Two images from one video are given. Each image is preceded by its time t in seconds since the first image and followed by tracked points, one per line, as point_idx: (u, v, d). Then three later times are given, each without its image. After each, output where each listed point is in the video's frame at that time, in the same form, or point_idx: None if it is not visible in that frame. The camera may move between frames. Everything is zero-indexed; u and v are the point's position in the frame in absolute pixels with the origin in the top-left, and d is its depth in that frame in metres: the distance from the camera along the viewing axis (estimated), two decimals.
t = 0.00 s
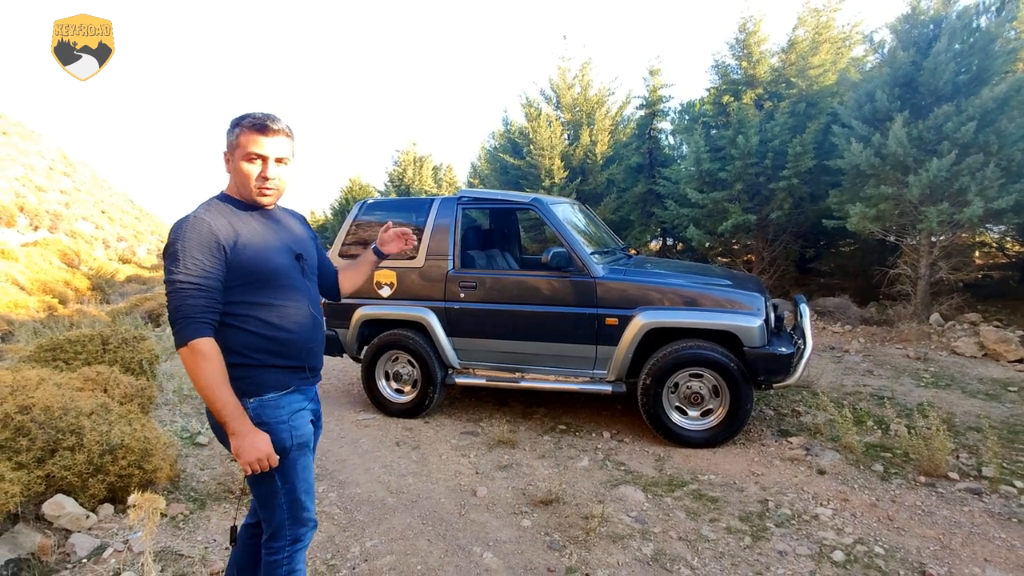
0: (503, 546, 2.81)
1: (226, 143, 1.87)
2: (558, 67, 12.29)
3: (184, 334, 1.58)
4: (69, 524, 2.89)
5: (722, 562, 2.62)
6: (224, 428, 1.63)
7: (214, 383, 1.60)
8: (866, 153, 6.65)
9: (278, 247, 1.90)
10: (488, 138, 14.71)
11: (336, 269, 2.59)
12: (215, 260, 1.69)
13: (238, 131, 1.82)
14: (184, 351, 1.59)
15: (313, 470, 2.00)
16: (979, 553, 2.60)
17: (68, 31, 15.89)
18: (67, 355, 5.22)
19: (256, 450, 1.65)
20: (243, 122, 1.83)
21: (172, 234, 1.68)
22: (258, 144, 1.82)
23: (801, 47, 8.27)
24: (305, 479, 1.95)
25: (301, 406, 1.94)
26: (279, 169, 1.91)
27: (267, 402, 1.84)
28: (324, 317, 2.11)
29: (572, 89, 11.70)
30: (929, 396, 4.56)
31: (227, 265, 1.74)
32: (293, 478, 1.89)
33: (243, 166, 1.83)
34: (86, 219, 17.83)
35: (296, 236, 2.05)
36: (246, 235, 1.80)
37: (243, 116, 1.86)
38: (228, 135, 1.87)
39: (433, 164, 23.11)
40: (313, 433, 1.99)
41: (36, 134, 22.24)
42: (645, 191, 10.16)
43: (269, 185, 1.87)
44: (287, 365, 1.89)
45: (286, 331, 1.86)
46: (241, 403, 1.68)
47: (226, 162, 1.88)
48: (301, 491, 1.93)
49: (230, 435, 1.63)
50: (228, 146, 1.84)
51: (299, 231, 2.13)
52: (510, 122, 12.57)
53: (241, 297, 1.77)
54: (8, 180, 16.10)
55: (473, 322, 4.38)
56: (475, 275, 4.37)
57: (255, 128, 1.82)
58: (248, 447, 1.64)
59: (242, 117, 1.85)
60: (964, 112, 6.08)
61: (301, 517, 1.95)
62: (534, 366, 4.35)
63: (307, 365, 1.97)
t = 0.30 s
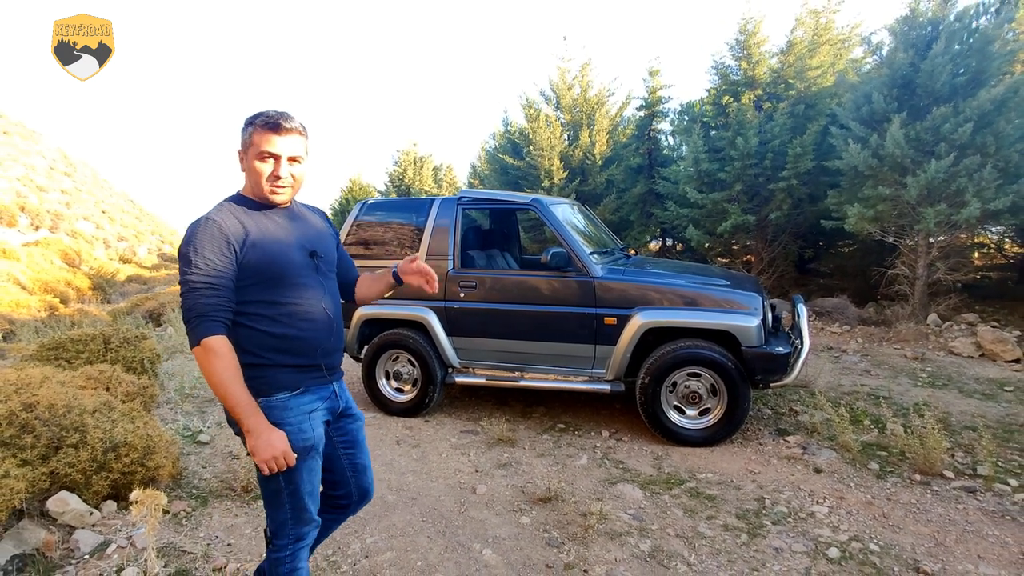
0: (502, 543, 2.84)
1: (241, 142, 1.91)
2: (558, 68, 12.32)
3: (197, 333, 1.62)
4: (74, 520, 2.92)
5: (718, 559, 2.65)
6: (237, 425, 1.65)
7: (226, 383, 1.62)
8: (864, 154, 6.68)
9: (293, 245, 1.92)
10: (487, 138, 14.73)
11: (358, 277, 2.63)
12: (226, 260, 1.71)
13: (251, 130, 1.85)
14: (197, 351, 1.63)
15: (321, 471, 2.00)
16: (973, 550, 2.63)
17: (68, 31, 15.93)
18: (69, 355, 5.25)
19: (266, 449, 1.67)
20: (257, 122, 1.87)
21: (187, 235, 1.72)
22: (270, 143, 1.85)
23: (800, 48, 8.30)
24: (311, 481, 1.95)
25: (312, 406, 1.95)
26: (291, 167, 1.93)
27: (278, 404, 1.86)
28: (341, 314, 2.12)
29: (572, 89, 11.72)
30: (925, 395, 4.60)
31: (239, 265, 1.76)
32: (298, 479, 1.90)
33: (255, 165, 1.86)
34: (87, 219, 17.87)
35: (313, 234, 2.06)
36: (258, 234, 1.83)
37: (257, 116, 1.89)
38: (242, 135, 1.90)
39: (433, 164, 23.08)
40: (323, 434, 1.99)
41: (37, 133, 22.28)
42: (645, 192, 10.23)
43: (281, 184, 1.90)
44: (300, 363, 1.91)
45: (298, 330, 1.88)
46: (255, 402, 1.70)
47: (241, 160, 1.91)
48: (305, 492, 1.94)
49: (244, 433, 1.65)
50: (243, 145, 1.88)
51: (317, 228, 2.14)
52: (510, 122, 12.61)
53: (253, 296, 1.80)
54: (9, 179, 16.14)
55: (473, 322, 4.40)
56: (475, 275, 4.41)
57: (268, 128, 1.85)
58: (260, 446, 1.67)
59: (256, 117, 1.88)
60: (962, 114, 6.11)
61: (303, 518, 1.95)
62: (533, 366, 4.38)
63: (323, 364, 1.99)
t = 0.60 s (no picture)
0: (504, 540, 2.87)
1: (251, 145, 1.97)
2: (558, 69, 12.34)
3: (206, 329, 1.69)
4: (79, 518, 2.96)
5: (717, 556, 2.68)
6: (242, 419, 1.69)
7: (232, 378, 1.67)
8: (863, 154, 6.71)
9: (302, 245, 1.94)
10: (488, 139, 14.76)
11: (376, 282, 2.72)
12: (233, 260, 1.76)
13: (260, 132, 1.91)
14: (206, 346, 1.69)
15: (332, 468, 2.01)
16: (969, 547, 2.65)
17: (68, 30, 15.96)
18: (72, 355, 5.28)
19: (270, 442, 1.70)
20: (265, 124, 1.93)
21: (200, 236, 1.79)
22: (279, 142, 1.90)
23: (800, 49, 8.33)
24: (320, 478, 1.96)
25: (319, 402, 1.95)
26: (301, 165, 1.98)
27: (286, 401, 1.89)
28: (354, 312, 2.13)
29: (572, 90, 11.74)
30: (924, 394, 4.62)
31: (248, 264, 1.81)
32: (306, 475, 1.92)
33: (267, 166, 1.92)
34: (88, 219, 17.91)
35: (327, 234, 2.08)
36: (268, 235, 1.87)
37: (265, 119, 1.95)
38: (253, 138, 1.97)
39: (433, 165, 23.10)
40: (332, 431, 1.99)
41: (38, 134, 22.33)
42: (645, 192, 10.26)
43: (293, 181, 1.94)
44: (308, 360, 1.94)
45: (305, 328, 1.91)
46: (259, 396, 1.73)
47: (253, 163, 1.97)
48: (314, 488, 1.95)
49: (248, 427, 1.69)
50: (254, 147, 1.94)
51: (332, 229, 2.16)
52: (510, 123, 12.64)
53: (262, 294, 1.85)
54: (11, 180, 16.20)
55: (475, 321, 4.43)
56: (476, 276, 4.44)
57: (276, 127, 1.90)
58: (264, 439, 1.69)
59: (264, 120, 1.94)
60: (960, 115, 6.14)
61: (313, 513, 1.97)
62: (534, 366, 4.41)
63: (333, 361, 2.01)
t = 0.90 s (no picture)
0: (507, 538, 2.90)
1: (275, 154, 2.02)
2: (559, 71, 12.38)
3: (223, 323, 1.74)
4: (87, 517, 2.98)
5: (719, 553, 2.70)
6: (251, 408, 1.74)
7: (244, 367, 1.72)
8: (863, 155, 6.74)
9: (320, 247, 1.98)
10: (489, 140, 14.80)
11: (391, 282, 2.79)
12: (254, 259, 1.81)
13: (284, 139, 1.97)
14: (224, 339, 1.74)
15: (347, 461, 2.06)
16: (969, 544, 2.68)
17: (68, 31, 16.03)
18: (77, 356, 5.32)
19: (278, 429, 1.73)
20: (289, 133, 1.98)
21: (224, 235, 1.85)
22: (301, 149, 1.95)
23: (800, 49, 8.36)
24: (333, 470, 2.00)
25: (334, 397, 1.99)
26: (322, 171, 2.01)
27: (301, 393, 1.93)
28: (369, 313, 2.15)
29: (573, 91, 11.78)
30: (924, 394, 4.64)
31: (267, 263, 1.85)
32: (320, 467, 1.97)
33: (290, 172, 1.97)
34: (90, 221, 17.98)
35: (345, 237, 2.11)
36: (287, 235, 1.91)
37: (289, 128, 2.00)
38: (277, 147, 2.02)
39: (435, 166, 23.15)
40: (346, 425, 2.03)
41: (40, 136, 22.42)
42: (646, 194, 10.30)
43: (317, 186, 1.98)
44: (322, 356, 1.97)
45: (320, 326, 1.94)
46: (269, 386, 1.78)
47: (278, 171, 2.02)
48: (327, 480, 1.99)
49: (257, 416, 1.74)
50: (278, 155, 1.99)
51: (351, 230, 2.20)
52: (511, 124, 12.69)
53: (279, 292, 1.89)
54: (15, 182, 16.28)
55: (477, 322, 4.46)
56: (478, 276, 4.47)
57: (298, 135, 1.96)
58: (273, 426, 1.73)
59: (288, 129, 2.00)
60: (960, 115, 6.17)
61: (328, 505, 2.01)
62: (536, 366, 4.44)
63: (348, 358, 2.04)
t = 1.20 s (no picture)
0: (509, 535, 2.93)
1: (315, 158, 2.05)
2: (560, 73, 12.43)
3: (257, 314, 1.77)
4: (94, 515, 3.02)
5: (719, 550, 2.73)
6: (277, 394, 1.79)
7: (274, 356, 1.76)
8: (862, 155, 6.77)
9: (346, 245, 2.03)
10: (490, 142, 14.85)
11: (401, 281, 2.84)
12: (287, 254, 1.85)
13: (332, 149, 2.01)
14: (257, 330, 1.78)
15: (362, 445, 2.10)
16: (967, 541, 2.70)
17: (68, 31, 16.13)
18: (82, 357, 5.36)
19: (298, 417, 1.79)
20: (336, 143, 2.03)
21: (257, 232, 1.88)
22: (349, 161, 2.01)
23: (800, 51, 8.46)
24: (349, 454, 2.05)
25: (357, 385, 2.04)
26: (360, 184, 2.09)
27: (327, 381, 1.98)
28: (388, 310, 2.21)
29: (574, 93, 11.85)
30: (924, 393, 4.66)
31: (298, 259, 1.89)
32: (339, 450, 2.02)
33: (333, 180, 2.01)
34: (94, 224, 18.08)
35: (365, 238, 2.17)
36: (317, 233, 1.95)
37: (335, 138, 2.05)
38: (318, 151, 2.05)
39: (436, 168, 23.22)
40: (366, 412, 2.09)
41: (43, 139, 22.56)
42: (646, 194, 10.25)
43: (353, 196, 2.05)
44: (347, 349, 2.01)
45: (347, 320, 1.99)
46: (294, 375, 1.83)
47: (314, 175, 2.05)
48: (344, 463, 2.03)
49: (281, 402, 1.79)
50: (320, 161, 2.02)
51: (370, 232, 2.26)
52: (512, 126, 12.75)
53: (309, 286, 1.93)
54: (19, 185, 16.39)
55: (479, 322, 4.50)
56: (480, 277, 4.50)
57: (345, 147, 2.01)
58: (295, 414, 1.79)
59: (335, 139, 2.04)
60: (959, 116, 6.20)
61: (341, 486, 2.04)
62: (537, 366, 4.47)
63: (372, 352, 2.09)
